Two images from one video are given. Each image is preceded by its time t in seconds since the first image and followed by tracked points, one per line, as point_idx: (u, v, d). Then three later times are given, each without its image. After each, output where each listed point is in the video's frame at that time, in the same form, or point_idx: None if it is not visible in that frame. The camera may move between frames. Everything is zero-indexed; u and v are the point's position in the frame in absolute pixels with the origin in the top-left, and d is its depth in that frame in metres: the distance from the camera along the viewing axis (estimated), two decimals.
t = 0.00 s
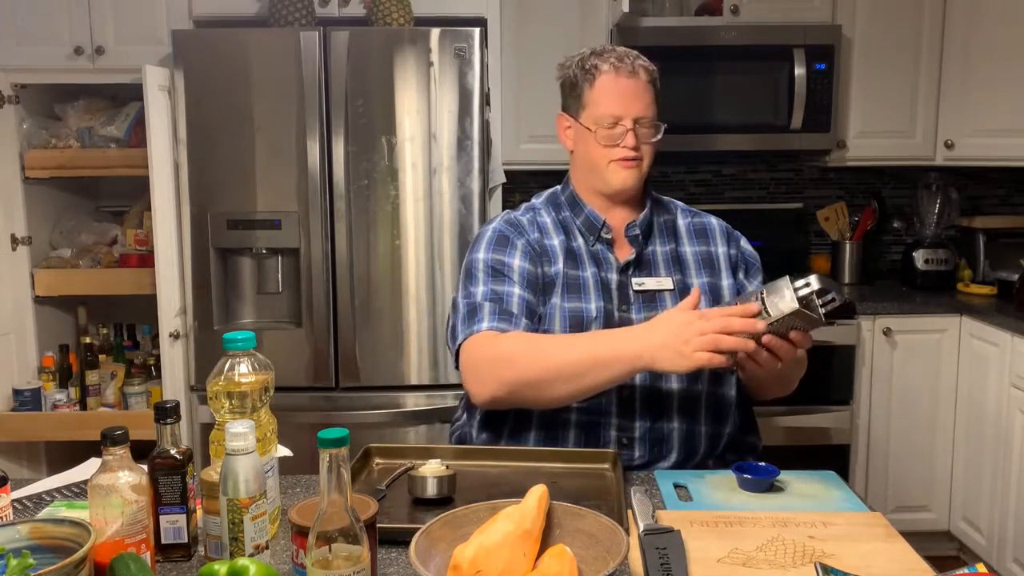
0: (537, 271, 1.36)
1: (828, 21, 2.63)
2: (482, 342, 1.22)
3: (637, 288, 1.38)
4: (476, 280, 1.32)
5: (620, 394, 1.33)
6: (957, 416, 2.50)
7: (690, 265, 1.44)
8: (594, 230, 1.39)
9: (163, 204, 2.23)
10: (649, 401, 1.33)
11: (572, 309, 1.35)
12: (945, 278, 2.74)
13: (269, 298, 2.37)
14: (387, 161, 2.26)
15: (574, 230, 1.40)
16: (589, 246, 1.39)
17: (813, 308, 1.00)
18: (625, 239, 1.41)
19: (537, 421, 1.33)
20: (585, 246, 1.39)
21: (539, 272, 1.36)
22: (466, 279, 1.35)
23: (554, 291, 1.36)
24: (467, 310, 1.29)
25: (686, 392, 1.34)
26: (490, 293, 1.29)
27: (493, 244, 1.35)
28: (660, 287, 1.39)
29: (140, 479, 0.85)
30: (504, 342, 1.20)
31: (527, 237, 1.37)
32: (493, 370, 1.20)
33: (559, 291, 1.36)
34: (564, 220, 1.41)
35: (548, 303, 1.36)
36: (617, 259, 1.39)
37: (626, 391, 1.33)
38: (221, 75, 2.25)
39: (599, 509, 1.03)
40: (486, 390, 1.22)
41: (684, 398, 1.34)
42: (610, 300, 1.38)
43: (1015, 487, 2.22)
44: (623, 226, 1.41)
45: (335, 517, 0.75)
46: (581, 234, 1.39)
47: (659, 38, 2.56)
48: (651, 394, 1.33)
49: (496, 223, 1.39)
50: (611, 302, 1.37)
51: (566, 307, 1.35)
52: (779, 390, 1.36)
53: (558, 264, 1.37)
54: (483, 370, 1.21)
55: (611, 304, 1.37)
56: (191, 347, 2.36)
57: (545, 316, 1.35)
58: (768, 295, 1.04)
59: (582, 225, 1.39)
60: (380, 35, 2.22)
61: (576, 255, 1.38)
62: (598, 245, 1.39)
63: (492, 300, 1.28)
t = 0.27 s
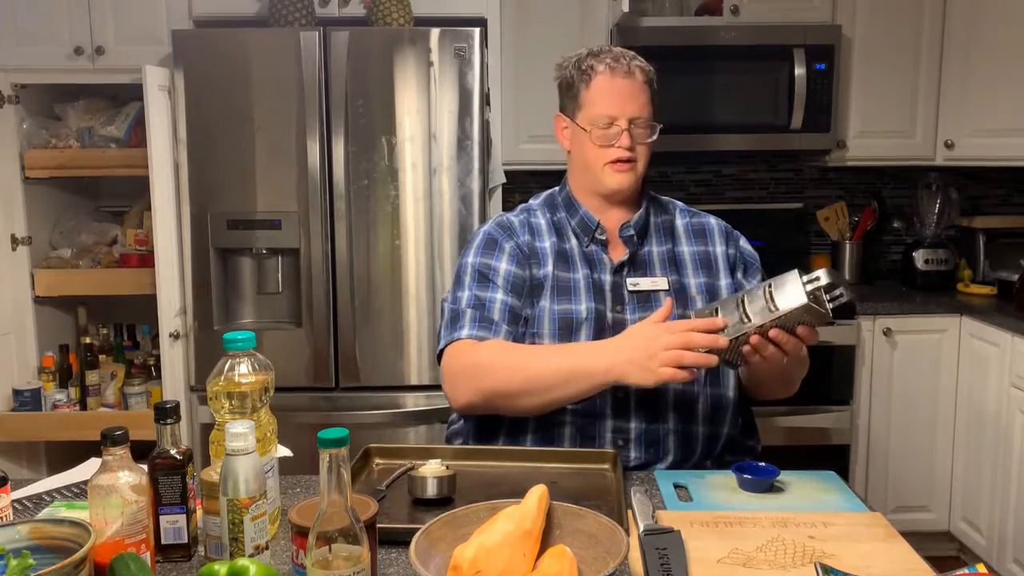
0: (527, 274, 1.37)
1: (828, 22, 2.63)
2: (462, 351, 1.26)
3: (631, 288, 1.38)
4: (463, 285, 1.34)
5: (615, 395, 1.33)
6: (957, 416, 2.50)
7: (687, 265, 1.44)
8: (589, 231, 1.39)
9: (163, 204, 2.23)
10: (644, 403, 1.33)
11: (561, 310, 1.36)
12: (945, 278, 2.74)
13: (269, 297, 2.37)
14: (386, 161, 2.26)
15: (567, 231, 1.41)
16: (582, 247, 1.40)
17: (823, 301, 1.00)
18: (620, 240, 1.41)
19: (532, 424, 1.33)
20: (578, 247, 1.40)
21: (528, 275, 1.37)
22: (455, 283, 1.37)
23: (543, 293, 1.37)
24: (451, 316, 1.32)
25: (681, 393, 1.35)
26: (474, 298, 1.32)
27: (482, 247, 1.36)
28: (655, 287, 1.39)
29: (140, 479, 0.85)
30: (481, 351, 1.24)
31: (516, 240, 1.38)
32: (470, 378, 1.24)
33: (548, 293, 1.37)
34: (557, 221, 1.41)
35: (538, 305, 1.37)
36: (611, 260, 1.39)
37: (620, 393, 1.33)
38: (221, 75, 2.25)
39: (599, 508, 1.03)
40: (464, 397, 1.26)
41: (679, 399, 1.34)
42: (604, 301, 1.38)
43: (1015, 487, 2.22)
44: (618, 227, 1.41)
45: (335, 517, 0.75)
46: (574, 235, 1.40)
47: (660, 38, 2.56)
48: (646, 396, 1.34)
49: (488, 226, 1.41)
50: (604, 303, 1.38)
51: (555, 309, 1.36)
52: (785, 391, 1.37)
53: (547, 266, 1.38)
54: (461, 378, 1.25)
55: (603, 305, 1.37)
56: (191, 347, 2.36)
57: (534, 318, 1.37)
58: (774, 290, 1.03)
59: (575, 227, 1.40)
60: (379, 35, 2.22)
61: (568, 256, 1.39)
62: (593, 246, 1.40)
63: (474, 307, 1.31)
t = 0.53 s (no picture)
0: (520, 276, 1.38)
1: (828, 21, 2.63)
2: (453, 353, 1.26)
3: (625, 289, 1.38)
4: (456, 288, 1.35)
5: (611, 396, 1.33)
6: (957, 416, 2.50)
7: (682, 265, 1.43)
8: (583, 232, 1.39)
9: (162, 204, 2.23)
10: (639, 403, 1.34)
11: (554, 312, 1.36)
12: (945, 278, 2.74)
13: (269, 297, 2.37)
14: (386, 161, 2.26)
15: (562, 232, 1.41)
16: (576, 249, 1.40)
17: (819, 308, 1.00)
18: (614, 242, 1.41)
19: (528, 424, 1.33)
20: (572, 248, 1.40)
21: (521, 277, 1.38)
22: (449, 286, 1.38)
23: (537, 294, 1.38)
24: (443, 319, 1.33)
25: (677, 393, 1.34)
26: (465, 301, 1.32)
27: (474, 249, 1.38)
28: (649, 288, 1.39)
29: (140, 479, 0.85)
30: (469, 354, 1.24)
31: (509, 242, 1.39)
32: (460, 381, 1.24)
33: (542, 295, 1.38)
34: (552, 222, 1.42)
35: (532, 307, 1.37)
36: (605, 261, 1.40)
37: (614, 394, 1.33)
38: (221, 75, 2.25)
39: (599, 508, 1.03)
40: (453, 400, 1.26)
41: (675, 400, 1.34)
42: (598, 302, 1.38)
43: (1015, 487, 2.22)
44: (612, 227, 1.41)
45: (335, 516, 0.75)
46: (569, 236, 1.40)
47: (660, 38, 2.56)
48: (641, 396, 1.34)
49: (483, 229, 1.42)
50: (598, 305, 1.38)
51: (549, 310, 1.37)
52: (781, 391, 1.36)
53: (540, 267, 1.39)
54: (449, 381, 1.25)
55: (597, 306, 1.38)
56: (191, 347, 2.36)
57: (528, 320, 1.37)
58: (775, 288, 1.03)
59: (570, 228, 1.40)
60: (380, 35, 2.22)
61: (562, 257, 1.39)
62: (587, 247, 1.40)
63: (465, 310, 1.32)
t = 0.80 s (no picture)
0: (518, 277, 1.38)
1: (828, 22, 2.63)
2: (456, 353, 1.26)
3: (623, 289, 1.39)
4: (457, 289, 1.35)
5: (608, 397, 1.33)
6: (957, 416, 2.50)
7: (678, 266, 1.43)
8: (580, 233, 1.39)
9: (162, 204, 2.23)
10: (637, 403, 1.34)
11: (553, 313, 1.36)
12: (945, 278, 2.74)
13: (269, 297, 2.37)
14: (386, 161, 2.26)
15: (559, 233, 1.41)
16: (573, 250, 1.40)
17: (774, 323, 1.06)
18: (611, 243, 1.41)
19: (526, 425, 1.33)
20: (570, 250, 1.40)
21: (520, 279, 1.38)
22: (449, 287, 1.38)
23: (536, 296, 1.38)
24: (445, 320, 1.33)
25: (674, 392, 1.35)
26: (467, 302, 1.32)
27: (474, 251, 1.38)
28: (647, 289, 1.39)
29: (140, 480, 0.85)
30: (472, 353, 1.24)
31: (507, 244, 1.39)
32: (464, 380, 1.24)
33: (541, 296, 1.38)
34: (549, 223, 1.42)
35: (531, 308, 1.37)
36: (602, 261, 1.40)
37: (613, 395, 1.33)
38: (221, 75, 2.25)
39: (599, 508, 1.03)
40: (457, 401, 1.26)
41: (672, 399, 1.35)
42: (596, 303, 1.38)
43: (1015, 487, 2.22)
44: (608, 228, 1.41)
45: (335, 516, 0.75)
46: (566, 237, 1.40)
47: (660, 38, 2.56)
48: (638, 396, 1.34)
49: (483, 230, 1.42)
50: (596, 306, 1.38)
51: (548, 311, 1.37)
52: (776, 391, 1.36)
53: (538, 268, 1.39)
54: (453, 381, 1.25)
55: (594, 307, 1.38)
56: (191, 347, 2.36)
57: (527, 321, 1.37)
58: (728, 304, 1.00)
59: (567, 229, 1.41)
60: (380, 35, 2.22)
61: (560, 259, 1.39)
62: (584, 247, 1.40)
63: (466, 311, 1.32)
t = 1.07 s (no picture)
0: (517, 276, 1.37)
1: (828, 21, 2.63)
2: (460, 353, 1.26)
3: (621, 288, 1.39)
4: (459, 289, 1.35)
5: (607, 396, 1.33)
6: (957, 416, 2.50)
7: (676, 264, 1.43)
8: (578, 232, 1.40)
9: (162, 204, 2.23)
10: (635, 402, 1.34)
11: (553, 312, 1.36)
12: (945, 278, 2.74)
13: (269, 297, 2.37)
14: (386, 161, 2.26)
15: (558, 233, 1.41)
16: (572, 249, 1.40)
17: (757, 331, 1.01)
18: (609, 241, 1.41)
19: (526, 425, 1.33)
20: (568, 249, 1.40)
21: (519, 279, 1.38)
22: (450, 287, 1.38)
23: (535, 295, 1.38)
24: (448, 319, 1.33)
25: (673, 391, 1.35)
26: (469, 301, 1.32)
27: (474, 251, 1.38)
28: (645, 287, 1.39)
29: (140, 479, 0.85)
30: (477, 352, 1.24)
31: (507, 244, 1.39)
32: (468, 380, 1.24)
33: (541, 295, 1.38)
34: (548, 223, 1.42)
35: (532, 307, 1.37)
36: (600, 260, 1.40)
37: (612, 394, 1.33)
38: (221, 75, 2.25)
39: (599, 508, 1.03)
40: (461, 401, 1.26)
41: (671, 398, 1.35)
42: (595, 302, 1.38)
43: (1015, 487, 2.22)
44: (606, 227, 1.41)
45: (335, 516, 0.75)
46: (565, 236, 1.41)
47: (660, 38, 2.56)
48: (637, 396, 1.34)
49: (482, 230, 1.42)
50: (594, 305, 1.38)
51: (548, 310, 1.37)
52: (774, 392, 1.37)
53: (537, 268, 1.39)
54: (458, 380, 1.25)
55: (593, 305, 1.38)
56: (191, 347, 2.36)
57: (528, 320, 1.37)
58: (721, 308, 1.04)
59: (566, 228, 1.41)
60: (380, 35, 2.22)
61: (558, 258, 1.40)
62: (582, 247, 1.40)
63: (469, 310, 1.31)
